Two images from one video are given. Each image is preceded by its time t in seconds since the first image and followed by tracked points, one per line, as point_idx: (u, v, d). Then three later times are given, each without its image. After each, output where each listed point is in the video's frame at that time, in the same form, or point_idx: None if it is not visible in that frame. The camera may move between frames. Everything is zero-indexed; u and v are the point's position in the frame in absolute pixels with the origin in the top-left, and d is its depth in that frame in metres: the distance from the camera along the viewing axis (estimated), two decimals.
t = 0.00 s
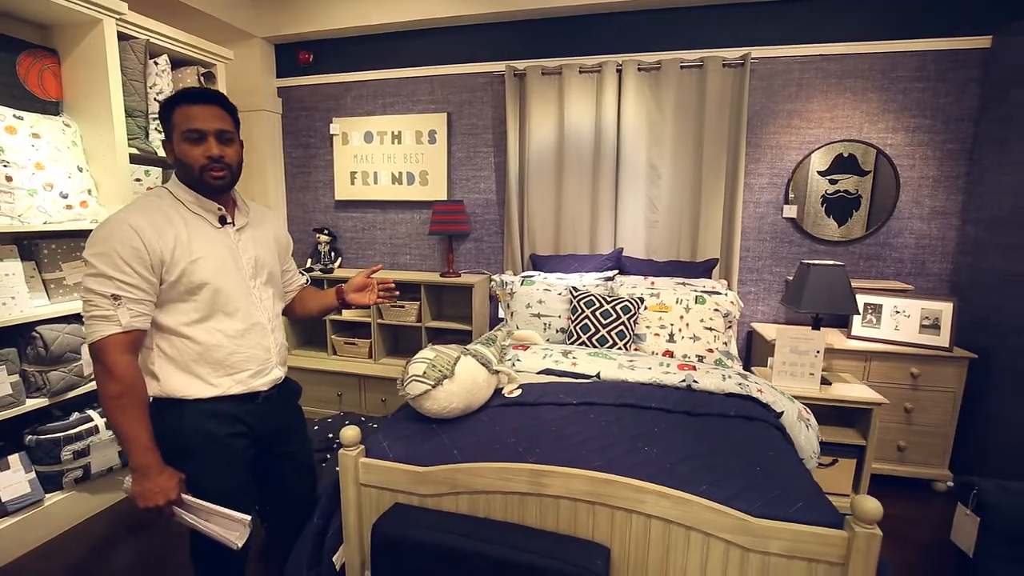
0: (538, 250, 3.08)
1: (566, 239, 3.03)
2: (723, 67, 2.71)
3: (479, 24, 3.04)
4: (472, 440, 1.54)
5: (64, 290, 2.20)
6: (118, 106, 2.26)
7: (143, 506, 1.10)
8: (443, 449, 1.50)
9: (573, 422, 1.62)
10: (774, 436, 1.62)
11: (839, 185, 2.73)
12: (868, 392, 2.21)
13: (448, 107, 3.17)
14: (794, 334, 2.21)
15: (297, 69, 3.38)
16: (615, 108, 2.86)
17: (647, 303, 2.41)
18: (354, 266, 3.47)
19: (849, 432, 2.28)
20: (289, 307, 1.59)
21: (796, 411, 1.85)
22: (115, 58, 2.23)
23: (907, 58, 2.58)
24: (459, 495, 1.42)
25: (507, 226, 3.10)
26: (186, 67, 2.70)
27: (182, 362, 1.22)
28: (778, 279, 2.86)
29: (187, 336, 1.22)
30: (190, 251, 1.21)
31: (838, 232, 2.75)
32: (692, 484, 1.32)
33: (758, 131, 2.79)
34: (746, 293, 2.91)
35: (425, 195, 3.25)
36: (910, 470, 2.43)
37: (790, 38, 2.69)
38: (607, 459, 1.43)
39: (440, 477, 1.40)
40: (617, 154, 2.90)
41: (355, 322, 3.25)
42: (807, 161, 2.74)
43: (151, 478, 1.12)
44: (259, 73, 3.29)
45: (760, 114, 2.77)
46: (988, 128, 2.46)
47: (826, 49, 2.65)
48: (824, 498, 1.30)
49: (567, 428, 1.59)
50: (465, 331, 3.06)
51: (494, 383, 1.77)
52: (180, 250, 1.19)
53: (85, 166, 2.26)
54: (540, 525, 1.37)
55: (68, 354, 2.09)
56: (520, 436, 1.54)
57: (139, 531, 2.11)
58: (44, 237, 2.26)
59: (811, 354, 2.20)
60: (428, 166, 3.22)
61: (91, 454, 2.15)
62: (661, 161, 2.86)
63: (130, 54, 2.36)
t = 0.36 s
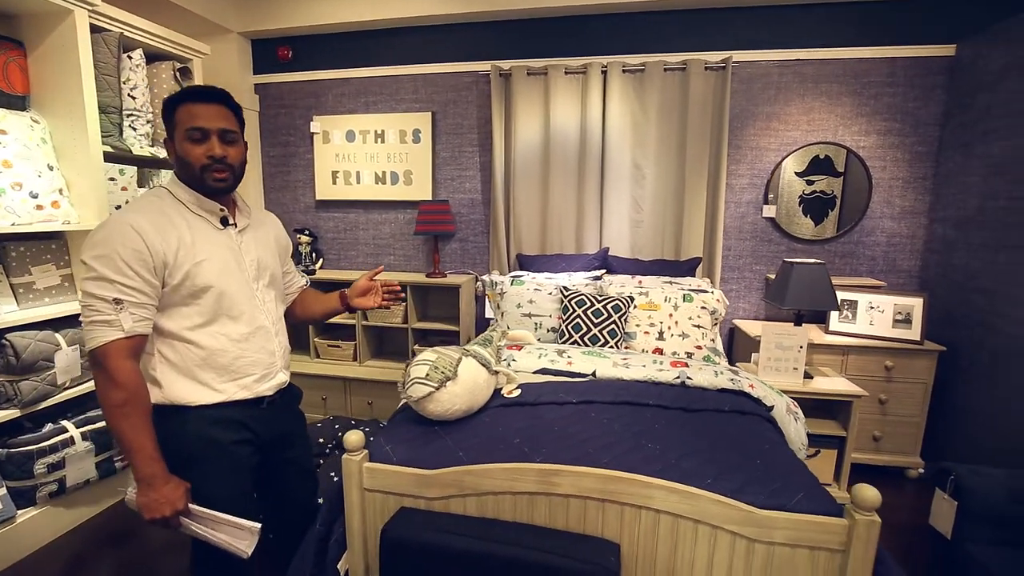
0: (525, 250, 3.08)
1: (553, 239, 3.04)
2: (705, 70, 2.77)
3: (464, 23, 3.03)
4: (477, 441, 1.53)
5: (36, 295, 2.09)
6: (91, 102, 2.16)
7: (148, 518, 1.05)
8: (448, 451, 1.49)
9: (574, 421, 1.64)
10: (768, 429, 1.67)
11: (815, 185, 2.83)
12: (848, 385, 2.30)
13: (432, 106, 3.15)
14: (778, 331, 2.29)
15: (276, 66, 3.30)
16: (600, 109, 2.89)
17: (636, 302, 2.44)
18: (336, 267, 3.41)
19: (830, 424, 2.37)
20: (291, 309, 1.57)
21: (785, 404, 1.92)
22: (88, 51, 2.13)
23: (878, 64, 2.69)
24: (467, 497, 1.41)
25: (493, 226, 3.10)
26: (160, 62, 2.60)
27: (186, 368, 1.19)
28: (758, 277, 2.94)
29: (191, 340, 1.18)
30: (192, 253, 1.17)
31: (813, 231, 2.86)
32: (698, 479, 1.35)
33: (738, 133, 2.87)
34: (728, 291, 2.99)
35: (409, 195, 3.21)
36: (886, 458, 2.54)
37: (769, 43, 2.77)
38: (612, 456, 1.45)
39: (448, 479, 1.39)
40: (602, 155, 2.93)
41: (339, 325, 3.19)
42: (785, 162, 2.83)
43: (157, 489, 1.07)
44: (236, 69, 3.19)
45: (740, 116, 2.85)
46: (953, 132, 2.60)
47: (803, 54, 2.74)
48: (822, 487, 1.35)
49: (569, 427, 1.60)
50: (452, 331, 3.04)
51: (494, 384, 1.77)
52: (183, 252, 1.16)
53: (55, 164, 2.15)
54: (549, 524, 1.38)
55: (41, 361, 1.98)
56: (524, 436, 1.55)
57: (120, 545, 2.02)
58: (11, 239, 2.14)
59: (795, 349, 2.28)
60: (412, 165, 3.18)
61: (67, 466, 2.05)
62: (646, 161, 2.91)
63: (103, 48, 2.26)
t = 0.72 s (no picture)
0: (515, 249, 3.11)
1: (543, 237, 3.06)
2: (692, 71, 2.82)
3: (453, 22, 3.03)
4: (479, 438, 1.54)
5: (18, 298, 2.04)
6: (73, 100, 2.10)
7: (146, 511, 1.02)
8: (451, 449, 1.50)
9: (574, 416, 1.66)
10: (762, 422, 1.72)
11: (799, 184, 2.90)
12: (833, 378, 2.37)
13: (422, 106, 3.14)
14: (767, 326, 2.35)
15: (261, 64, 3.26)
16: (590, 109, 2.91)
17: (629, 299, 2.48)
18: (325, 267, 3.38)
19: (817, 416, 2.44)
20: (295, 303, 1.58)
21: (776, 397, 1.98)
22: (70, 48, 2.08)
23: (859, 66, 2.77)
24: (472, 494, 1.42)
25: (484, 225, 3.10)
26: (144, 59, 2.54)
27: (187, 363, 1.17)
28: (745, 274, 3.01)
29: (191, 335, 1.17)
30: (191, 247, 1.16)
31: (796, 228, 2.93)
32: (699, 471, 1.38)
33: (725, 133, 2.92)
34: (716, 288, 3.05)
35: (399, 194, 3.20)
36: (869, 449, 2.62)
37: (754, 45, 2.84)
38: (614, 451, 1.47)
39: (452, 476, 1.40)
40: (592, 154, 2.96)
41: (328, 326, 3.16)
42: (769, 162, 2.90)
43: (154, 481, 1.03)
44: (220, 67, 3.14)
45: (726, 116, 2.91)
46: (929, 133, 2.69)
47: (786, 56, 2.81)
48: (817, 477, 1.39)
49: (570, 422, 1.62)
50: (444, 331, 3.04)
51: (493, 381, 1.78)
52: (182, 247, 1.14)
53: (37, 163, 2.09)
54: (553, 518, 1.40)
55: (25, 366, 1.93)
56: (526, 432, 1.56)
57: (110, 552, 1.98)
58: None
59: (782, 344, 2.34)
60: (402, 164, 3.17)
61: (53, 474, 2.01)
62: (635, 161, 2.95)
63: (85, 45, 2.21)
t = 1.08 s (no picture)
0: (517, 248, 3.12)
1: (545, 237, 3.08)
2: (692, 72, 2.84)
3: (454, 23, 3.04)
4: (487, 437, 1.56)
5: (22, 298, 2.04)
6: (77, 100, 2.10)
7: (143, 515, 0.98)
8: (459, 447, 1.51)
9: (580, 415, 1.68)
10: (765, 419, 1.74)
11: (798, 183, 2.92)
12: (833, 375, 2.40)
13: (423, 106, 3.15)
14: (768, 325, 2.37)
15: (263, 64, 3.26)
16: (591, 109, 2.93)
17: (631, 298, 2.50)
18: (327, 267, 3.39)
19: (817, 413, 2.46)
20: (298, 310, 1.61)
21: (778, 395, 2.00)
22: (73, 48, 2.07)
23: (857, 67, 2.80)
24: (480, 491, 1.44)
25: (485, 225, 3.12)
26: (146, 59, 2.54)
27: (200, 363, 1.18)
28: (745, 273, 3.03)
29: (204, 336, 1.18)
30: (204, 249, 1.16)
31: (795, 228, 2.95)
32: (705, 468, 1.40)
33: (725, 133, 2.95)
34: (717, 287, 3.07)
35: (400, 194, 3.21)
36: (868, 446, 2.65)
37: (753, 46, 2.86)
38: (620, 448, 1.49)
39: (461, 474, 1.41)
40: (592, 154, 2.97)
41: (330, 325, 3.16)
42: (769, 162, 2.92)
43: (155, 484, 1.01)
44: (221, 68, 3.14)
45: (726, 117, 2.93)
46: (926, 133, 2.72)
47: (785, 57, 2.83)
48: (822, 473, 1.41)
49: (576, 420, 1.64)
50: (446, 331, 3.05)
51: (499, 380, 1.80)
52: (195, 249, 1.15)
53: (41, 163, 2.09)
54: (561, 514, 1.41)
55: (30, 366, 1.93)
56: (533, 430, 1.58)
57: (116, 551, 1.99)
58: None
59: (783, 342, 2.37)
60: (403, 164, 3.18)
61: (58, 474, 2.01)
62: (635, 161, 2.96)
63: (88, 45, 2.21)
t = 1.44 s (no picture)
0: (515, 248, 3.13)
1: (543, 236, 3.08)
2: (690, 72, 2.85)
3: (453, 23, 3.04)
4: (488, 436, 1.57)
5: (20, 298, 2.03)
6: (76, 100, 2.10)
7: (151, 517, 0.99)
8: (460, 447, 1.52)
9: (580, 414, 1.68)
10: (764, 418, 1.75)
11: (796, 184, 2.94)
12: (830, 374, 2.42)
13: (422, 106, 3.15)
14: (766, 324, 2.39)
15: (261, 64, 3.26)
16: (589, 109, 2.94)
17: (630, 298, 2.51)
18: (326, 267, 3.39)
19: (814, 412, 2.48)
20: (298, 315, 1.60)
21: (776, 394, 2.02)
22: (72, 48, 2.07)
23: (854, 68, 2.82)
24: (481, 490, 1.44)
25: (484, 225, 3.12)
26: (145, 59, 2.54)
27: (202, 365, 1.19)
28: (742, 273, 3.05)
29: (206, 338, 1.18)
30: (205, 251, 1.16)
31: (792, 228, 2.97)
32: (705, 467, 1.41)
33: (723, 133, 2.96)
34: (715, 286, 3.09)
35: (399, 194, 3.21)
36: (864, 444, 2.67)
37: (751, 47, 2.87)
38: (621, 447, 1.50)
39: (463, 474, 1.42)
40: (591, 153, 2.98)
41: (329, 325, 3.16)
42: (767, 162, 2.94)
43: (162, 486, 1.02)
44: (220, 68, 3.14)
45: (724, 117, 2.94)
46: (923, 133, 2.74)
47: (782, 58, 2.84)
48: (821, 471, 1.42)
49: (577, 420, 1.65)
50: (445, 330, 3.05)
51: (499, 380, 1.80)
52: (196, 251, 1.15)
53: (40, 164, 2.09)
54: (562, 513, 1.42)
55: (29, 367, 1.92)
56: (534, 430, 1.59)
57: (116, 551, 1.99)
58: None
59: (781, 342, 2.39)
60: (402, 164, 3.18)
61: (57, 474, 2.01)
62: (634, 161, 2.98)
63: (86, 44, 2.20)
